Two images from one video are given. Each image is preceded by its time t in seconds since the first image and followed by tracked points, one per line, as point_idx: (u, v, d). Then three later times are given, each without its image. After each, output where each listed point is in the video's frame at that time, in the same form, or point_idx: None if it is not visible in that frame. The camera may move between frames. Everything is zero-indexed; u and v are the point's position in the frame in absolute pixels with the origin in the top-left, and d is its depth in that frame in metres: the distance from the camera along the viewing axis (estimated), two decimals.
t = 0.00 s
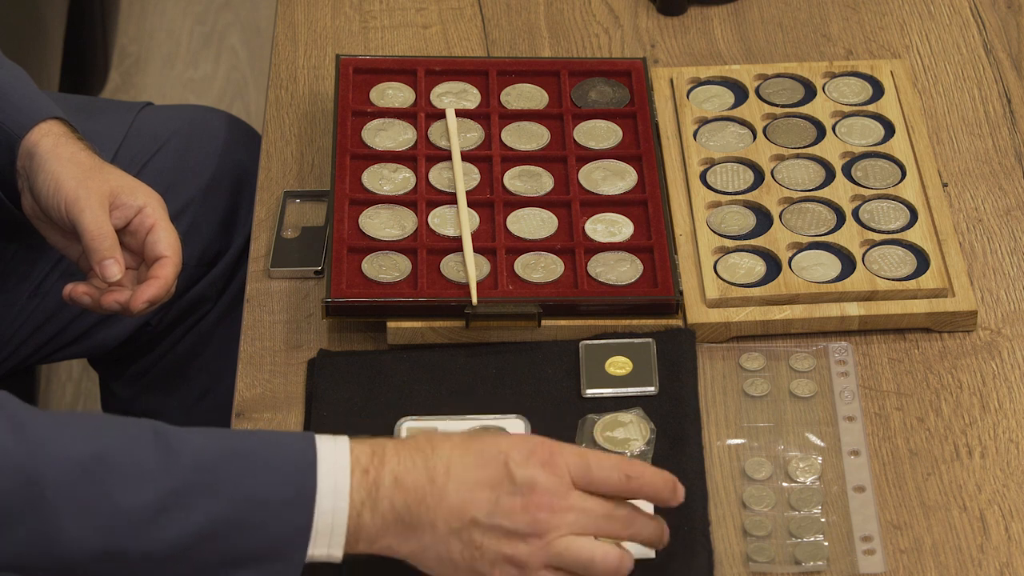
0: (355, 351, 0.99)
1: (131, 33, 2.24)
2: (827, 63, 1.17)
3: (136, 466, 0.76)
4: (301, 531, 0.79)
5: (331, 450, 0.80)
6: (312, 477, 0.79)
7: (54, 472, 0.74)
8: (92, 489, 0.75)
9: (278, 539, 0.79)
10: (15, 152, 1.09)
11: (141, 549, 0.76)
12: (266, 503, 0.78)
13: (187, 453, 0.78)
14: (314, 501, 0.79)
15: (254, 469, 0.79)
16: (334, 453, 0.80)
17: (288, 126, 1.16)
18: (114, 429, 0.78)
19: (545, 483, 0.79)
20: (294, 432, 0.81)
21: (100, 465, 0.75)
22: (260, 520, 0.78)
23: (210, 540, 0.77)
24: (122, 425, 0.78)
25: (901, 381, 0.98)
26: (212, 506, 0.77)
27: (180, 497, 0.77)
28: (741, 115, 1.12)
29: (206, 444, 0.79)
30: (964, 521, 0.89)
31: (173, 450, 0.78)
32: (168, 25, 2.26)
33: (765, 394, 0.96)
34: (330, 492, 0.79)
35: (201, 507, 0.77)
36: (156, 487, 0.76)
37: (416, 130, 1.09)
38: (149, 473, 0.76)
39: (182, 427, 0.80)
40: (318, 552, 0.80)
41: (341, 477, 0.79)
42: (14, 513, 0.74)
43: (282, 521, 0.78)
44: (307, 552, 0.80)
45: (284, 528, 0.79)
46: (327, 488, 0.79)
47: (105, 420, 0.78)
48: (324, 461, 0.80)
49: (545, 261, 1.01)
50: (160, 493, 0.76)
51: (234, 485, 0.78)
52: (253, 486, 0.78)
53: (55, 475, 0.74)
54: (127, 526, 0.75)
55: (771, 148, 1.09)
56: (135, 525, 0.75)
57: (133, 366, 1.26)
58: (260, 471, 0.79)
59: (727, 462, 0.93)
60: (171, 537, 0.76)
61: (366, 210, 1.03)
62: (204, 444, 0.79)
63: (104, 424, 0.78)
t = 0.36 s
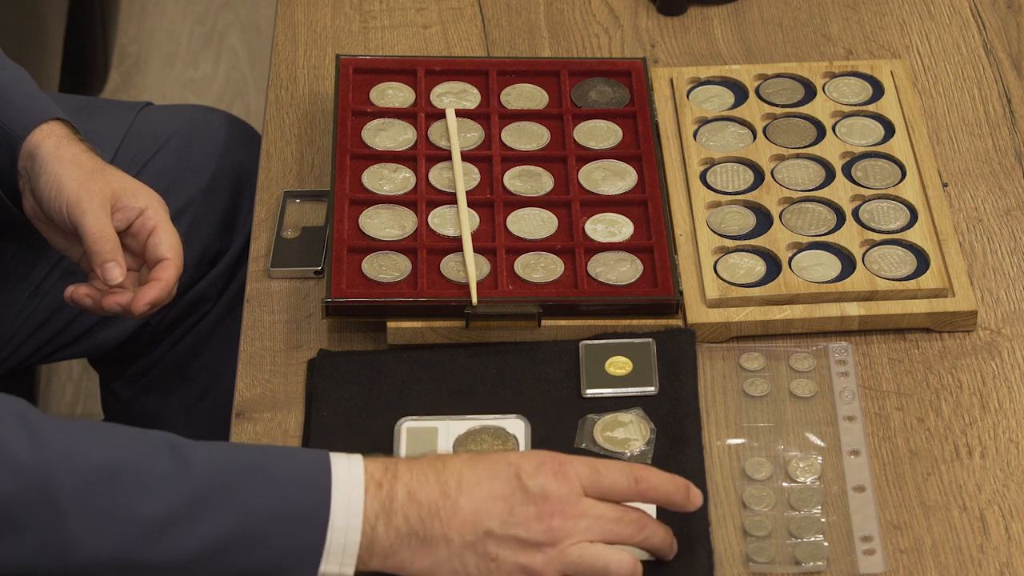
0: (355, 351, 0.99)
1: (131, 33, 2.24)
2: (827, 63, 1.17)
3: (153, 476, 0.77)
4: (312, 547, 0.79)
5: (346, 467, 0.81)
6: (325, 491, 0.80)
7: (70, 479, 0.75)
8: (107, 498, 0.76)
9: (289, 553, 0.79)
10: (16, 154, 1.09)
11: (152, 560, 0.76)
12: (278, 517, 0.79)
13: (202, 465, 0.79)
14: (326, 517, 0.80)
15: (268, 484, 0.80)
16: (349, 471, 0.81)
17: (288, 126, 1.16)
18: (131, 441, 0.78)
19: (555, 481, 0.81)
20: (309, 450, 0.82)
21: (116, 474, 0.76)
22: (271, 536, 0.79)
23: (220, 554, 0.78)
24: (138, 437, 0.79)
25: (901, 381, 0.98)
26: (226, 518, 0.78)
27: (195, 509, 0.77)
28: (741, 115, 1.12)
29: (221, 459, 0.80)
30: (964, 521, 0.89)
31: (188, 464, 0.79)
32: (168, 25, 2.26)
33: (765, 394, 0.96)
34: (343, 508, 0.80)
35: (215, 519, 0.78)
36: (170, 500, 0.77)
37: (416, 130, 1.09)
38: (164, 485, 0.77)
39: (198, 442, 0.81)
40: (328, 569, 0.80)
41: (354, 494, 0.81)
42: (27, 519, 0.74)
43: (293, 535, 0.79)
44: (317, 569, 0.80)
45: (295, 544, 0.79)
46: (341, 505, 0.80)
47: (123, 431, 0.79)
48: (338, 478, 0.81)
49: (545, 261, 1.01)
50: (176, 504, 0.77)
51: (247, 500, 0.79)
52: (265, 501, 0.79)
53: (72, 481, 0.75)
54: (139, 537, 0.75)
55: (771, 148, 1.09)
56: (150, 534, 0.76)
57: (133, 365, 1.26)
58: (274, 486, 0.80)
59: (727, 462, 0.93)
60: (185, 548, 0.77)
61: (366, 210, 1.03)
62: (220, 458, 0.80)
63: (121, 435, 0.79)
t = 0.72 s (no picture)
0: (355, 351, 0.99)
1: (131, 33, 2.24)
2: (827, 63, 1.17)
3: (158, 476, 0.77)
4: (317, 546, 0.79)
5: (351, 466, 0.81)
6: (329, 490, 0.80)
7: (76, 481, 0.75)
8: (111, 499, 0.76)
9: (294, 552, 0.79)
10: (16, 154, 1.09)
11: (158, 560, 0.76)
12: (283, 516, 0.79)
13: (206, 465, 0.79)
14: (331, 516, 0.80)
15: (272, 484, 0.80)
16: (354, 469, 0.81)
17: (288, 126, 1.16)
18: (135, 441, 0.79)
19: (560, 472, 0.81)
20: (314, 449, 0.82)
21: (121, 474, 0.76)
22: (276, 535, 0.79)
23: (226, 554, 0.78)
24: (143, 437, 0.79)
25: (901, 381, 0.98)
26: (231, 518, 0.78)
27: (199, 508, 0.77)
28: (741, 115, 1.12)
29: (225, 458, 0.80)
30: (964, 521, 0.89)
31: (193, 464, 0.79)
32: (168, 25, 2.26)
33: (766, 394, 0.96)
34: (348, 507, 0.80)
35: (221, 518, 0.78)
36: (174, 500, 0.77)
37: (416, 130, 1.09)
38: (168, 485, 0.77)
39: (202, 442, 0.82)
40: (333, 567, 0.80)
41: (358, 492, 0.80)
42: (33, 520, 0.74)
43: (298, 534, 0.79)
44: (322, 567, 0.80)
45: (300, 543, 0.79)
46: (346, 504, 0.80)
47: (127, 432, 0.79)
48: (342, 476, 0.81)
49: (545, 261, 1.01)
50: (181, 503, 0.77)
51: (251, 500, 0.79)
52: (269, 500, 0.79)
53: (78, 483, 0.75)
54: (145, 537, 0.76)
55: (771, 148, 1.09)
56: (155, 534, 0.76)
57: (133, 365, 1.26)
58: (278, 486, 0.80)
59: (727, 462, 0.93)
60: (190, 548, 0.77)
61: (366, 210, 1.03)
62: (224, 458, 0.80)
63: (126, 435, 0.79)
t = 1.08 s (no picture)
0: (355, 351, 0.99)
1: (131, 33, 2.24)
2: (827, 63, 1.17)
3: (120, 459, 0.73)
4: (295, 516, 0.75)
5: (322, 430, 0.75)
6: (299, 456, 0.75)
7: (36, 475, 0.71)
8: (75, 491, 0.72)
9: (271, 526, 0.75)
10: (14, 152, 1.09)
11: (132, 547, 0.72)
12: (257, 488, 0.74)
13: (171, 442, 0.74)
14: (306, 486, 0.74)
15: (240, 457, 0.74)
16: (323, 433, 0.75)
17: (288, 126, 1.16)
18: (96, 425, 0.74)
19: (533, 440, 0.76)
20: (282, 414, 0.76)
21: (82, 464, 0.72)
22: (251, 509, 0.74)
23: (202, 533, 0.74)
24: (105, 419, 0.75)
25: (901, 381, 0.98)
26: (202, 496, 0.73)
27: (166, 490, 0.72)
28: (741, 115, 1.12)
29: (191, 434, 0.74)
30: (964, 521, 0.89)
31: (157, 444, 0.74)
32: (168, 25, 2.26)
33: (766, 394, 0.96)
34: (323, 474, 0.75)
35: (191, 499, 0.73)
36: (141, 484, 0.72)
37: (416, 130, 1.09)
38: (133, 469, 0.73)
39: (168, 415, 0.76)
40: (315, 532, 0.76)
41: (330, 456, 0.75)
42: None
43: (273, 506, 0.74)
44: (305, 533, 0.76)
45: (278, 514, 0.74)
46: (320, 471, 0.75)
47: (88, 414, 0.75)
48: (311, 440, 0.75)
49: (545, 261, 1.01)
50: (146, 486, 0.72)
51: (221, 477, 0.73)
52: (240, 475, 0.74)
53: (38, 478, 0.71)
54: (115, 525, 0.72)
55: (771, 148, 1.09)
56: (123, 522, 0.72)
57: (135, 365, 1.26)
58: (248, 458, 0.74)
59: (727, 462, 0.93)
60: (161, 531, 0.72)
61: (366, 210, 1.03)
62: (189, 434, 0.74)
63: (86, 420, 0.74)
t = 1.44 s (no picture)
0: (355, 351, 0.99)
1: (131, 33, 2.24)
2: (827, 63, 1.17)
3: (8, 455, 0.69)
4: (188, 498, 0.70)
5: (204, 409, 0.69)
6: (184, 440, 0.69)
7: None
8: None
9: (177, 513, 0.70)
10: None
11: (31, 545, 0.70)
12: (144, 475, 0.69)
13: (53, 437, 0.69)
14: (195, 468, 0.69)
15: (126, 446, 0.69)
16: (206, 412, 0.69)
17: (288, 126, 1.16)
18: None
19: (423, 454, 0.71)
20: (167, 391, 0.70)
21: None
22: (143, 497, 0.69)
23: (101, 524, 0.70)
24: None
25: (901, 381, 0.98)
26: (91, 490, 0.69)
27: (55, 486, 0.69)
28: (741, 115, 1.12)
29: (75, 425, 0.70)
30: (964, 521, 0.89)
31: (42, 439, 0.70)
32: (168, 25, 2.26)
33: (765, 394, 0.96)
34: (211, 454, 0.69)
35: (82, 494, 0.69)
36: (29, 483, 0.69)
37: (416, 130, 1.09)
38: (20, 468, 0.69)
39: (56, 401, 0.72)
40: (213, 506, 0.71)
41: (216, 436, 0.69)
42: None
43: (170, 491, 0.69)
44: (203, 510, 0.71)
45: (172, 498, 0.70)
46: (208, 452, 0.69)
47: None
48: (198, 419, 0.69)
49: (545, 261, 1.01)
50: (37, 482, 0.69)
51: (108, 468, 0.69)
52: (126, 465, 0.69)
53: None
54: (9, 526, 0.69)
55: (771, 148, 1.09)
56: (19, 521, 0.69)
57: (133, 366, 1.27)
58: (133, 446, 0.69)
59: (727, 462, 0.93)
60: (60, 528, 0.69)
61: (366, 210, 1.03)
62: (72, 424, 0.70)
63: None
